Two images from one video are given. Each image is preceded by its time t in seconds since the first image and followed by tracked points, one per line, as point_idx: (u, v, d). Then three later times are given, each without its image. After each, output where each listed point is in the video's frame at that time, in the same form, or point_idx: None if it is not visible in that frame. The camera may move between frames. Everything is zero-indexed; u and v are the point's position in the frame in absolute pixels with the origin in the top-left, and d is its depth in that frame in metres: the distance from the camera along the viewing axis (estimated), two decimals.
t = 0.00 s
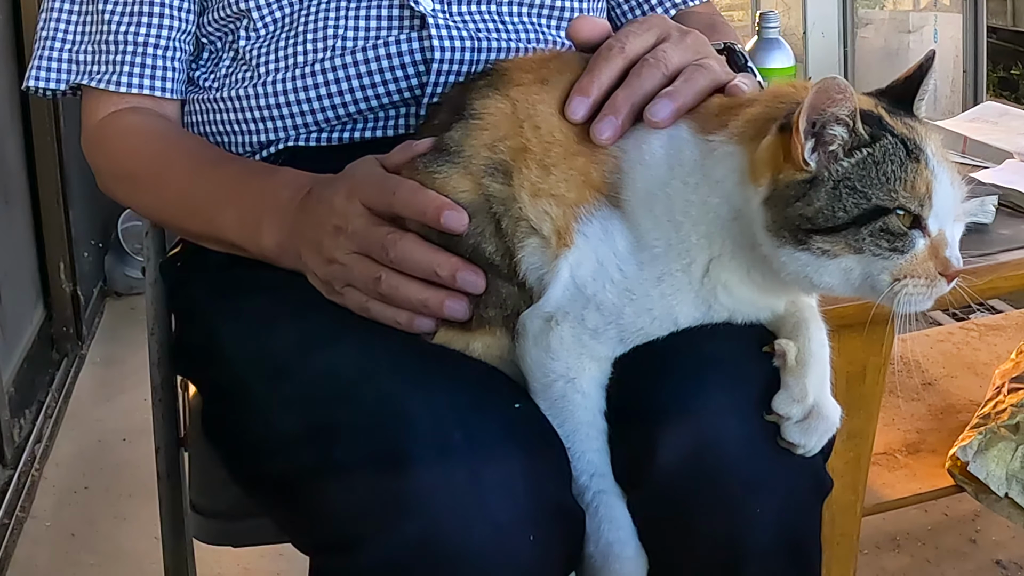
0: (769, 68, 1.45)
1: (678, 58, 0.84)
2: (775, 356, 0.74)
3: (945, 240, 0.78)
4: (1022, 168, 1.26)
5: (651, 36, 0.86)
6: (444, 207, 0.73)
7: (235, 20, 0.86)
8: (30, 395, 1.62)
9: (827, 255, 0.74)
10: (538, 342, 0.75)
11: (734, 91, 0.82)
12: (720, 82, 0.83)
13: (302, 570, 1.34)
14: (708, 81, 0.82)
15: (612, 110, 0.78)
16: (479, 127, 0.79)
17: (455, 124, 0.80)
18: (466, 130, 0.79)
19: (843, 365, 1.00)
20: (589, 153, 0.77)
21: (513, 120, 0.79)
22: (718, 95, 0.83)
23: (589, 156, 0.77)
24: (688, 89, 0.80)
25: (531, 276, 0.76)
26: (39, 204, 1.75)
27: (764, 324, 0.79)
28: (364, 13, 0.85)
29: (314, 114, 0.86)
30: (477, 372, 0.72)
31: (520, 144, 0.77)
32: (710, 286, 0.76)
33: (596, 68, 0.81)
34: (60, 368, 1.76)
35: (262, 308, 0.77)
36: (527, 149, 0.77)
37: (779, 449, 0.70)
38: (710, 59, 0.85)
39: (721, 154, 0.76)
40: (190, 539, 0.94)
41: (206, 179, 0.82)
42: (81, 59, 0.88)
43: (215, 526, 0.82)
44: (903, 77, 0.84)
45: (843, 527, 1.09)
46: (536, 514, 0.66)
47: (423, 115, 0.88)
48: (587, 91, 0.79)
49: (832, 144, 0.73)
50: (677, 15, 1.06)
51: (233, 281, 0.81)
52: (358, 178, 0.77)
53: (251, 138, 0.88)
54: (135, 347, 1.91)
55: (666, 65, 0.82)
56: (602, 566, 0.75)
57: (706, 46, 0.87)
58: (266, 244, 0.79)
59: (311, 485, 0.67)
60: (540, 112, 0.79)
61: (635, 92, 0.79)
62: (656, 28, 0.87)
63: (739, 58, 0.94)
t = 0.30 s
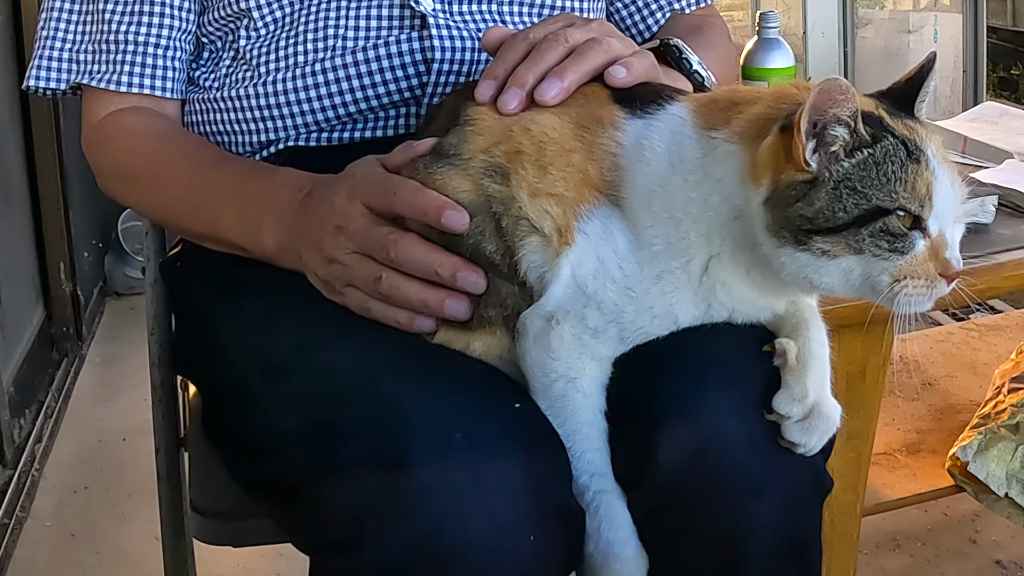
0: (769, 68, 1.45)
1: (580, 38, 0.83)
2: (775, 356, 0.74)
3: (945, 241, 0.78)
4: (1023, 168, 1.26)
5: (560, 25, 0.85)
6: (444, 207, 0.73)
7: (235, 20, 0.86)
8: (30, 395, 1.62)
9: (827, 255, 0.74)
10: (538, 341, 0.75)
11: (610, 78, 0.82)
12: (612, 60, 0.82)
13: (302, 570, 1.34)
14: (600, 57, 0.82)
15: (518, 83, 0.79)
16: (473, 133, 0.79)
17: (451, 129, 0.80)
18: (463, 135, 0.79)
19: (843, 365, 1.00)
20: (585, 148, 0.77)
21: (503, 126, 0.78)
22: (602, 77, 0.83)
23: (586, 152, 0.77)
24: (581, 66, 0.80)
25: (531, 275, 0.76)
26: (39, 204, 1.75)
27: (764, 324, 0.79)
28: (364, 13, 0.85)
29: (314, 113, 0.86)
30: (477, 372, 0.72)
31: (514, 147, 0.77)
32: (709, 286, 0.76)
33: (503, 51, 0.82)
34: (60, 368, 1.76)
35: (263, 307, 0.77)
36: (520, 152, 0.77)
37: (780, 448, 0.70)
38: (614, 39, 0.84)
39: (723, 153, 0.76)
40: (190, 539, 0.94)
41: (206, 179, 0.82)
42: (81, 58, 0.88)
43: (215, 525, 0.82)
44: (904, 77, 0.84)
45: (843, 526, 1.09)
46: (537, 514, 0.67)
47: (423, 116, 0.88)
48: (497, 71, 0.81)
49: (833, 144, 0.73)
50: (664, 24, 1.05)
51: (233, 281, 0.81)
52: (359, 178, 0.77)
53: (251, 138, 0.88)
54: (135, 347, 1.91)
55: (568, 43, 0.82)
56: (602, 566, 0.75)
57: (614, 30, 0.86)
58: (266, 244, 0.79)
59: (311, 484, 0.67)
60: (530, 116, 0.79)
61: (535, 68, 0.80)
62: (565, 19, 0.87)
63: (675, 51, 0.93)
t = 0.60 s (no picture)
0: (770, 68, 1.44)
1: None
2: (776, 355, 0.75)
3: (947, 244, 0.78)
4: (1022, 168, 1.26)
5: None
6: (445, 207, 0.73)
7: (234, 18, 0.86)
8: (30, 395, 1.62)
9: (830, 257, 0.74)
10: (539, 340, 0.75)
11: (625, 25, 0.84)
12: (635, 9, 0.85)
13: (302, 570, 1.34)
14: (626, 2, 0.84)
15: (547, 10, 0.82)
16: (481, 128, 0.79)
17: (456, 124, 0.80)
18: (468, 131, 0.79)
19: (843, 365, 1.00)
20: (593, 151, 0.77)
21: (516, 121, 0.78)
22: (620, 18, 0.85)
23: (593, 155, 0.77)
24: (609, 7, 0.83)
25: (532, 274, 0.76)
26: (39, 204, 1.75)
27: (766, 324, 0.79)
28: (364, 13, 0.85)
29: (314, 113, 0.86)
30: (477, 372, 0.72)
31: (524, 144, 0.77)
32: (712, 287, 0.76)
33: None
34: (60, 368, 1.76)
35: (263, 307, 0.77)
36: (530, 149, 0.77)
37: (781, 447, 0.70)
38: None
39: (727, 154, 0.76)
40: (190, 539, 0.94)
41: (205, 179, 0.82)
42: (79, 57, 0.88)
43: (215, 525, 0.82)
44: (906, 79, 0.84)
45: (843, 526, 1.09)
46: (537, 514, 0.67)
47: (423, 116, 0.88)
48: None
49: (837, 146, 0.73)
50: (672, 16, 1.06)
51: (233, 281, 0.81)
52: (359, 178, 0.77)
53: (251, 138, 0.88)
54: (135, 347, 1.91)
55: None
56: (602, 566, 0.75)
57: None
58: (267, 244, 0.79)
59: (312, 484, 0.67)
60: (544, 112, 0.79)
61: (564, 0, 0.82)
62: None
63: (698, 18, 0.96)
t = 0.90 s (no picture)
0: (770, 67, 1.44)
1: (721, 65, 0.82)
2: (776, 355, 0.75)
3: (945, 246, 0.78)
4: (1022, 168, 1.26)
5: (690, 38, 0.85)
6: (445, 208, 0.73)
7: (234, 16, 0.86)
8: (31, 395, 1.62)
9: (827, 259, 0.74)
10: (538, 340, 0.75)
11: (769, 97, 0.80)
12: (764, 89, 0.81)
13: (302, 570, 1.35)
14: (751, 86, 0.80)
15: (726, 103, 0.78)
16: (482, 126, 0.79)
17: (455, 123, 0.80)
18: (469, 129, 0.79)
19: (843, 365, 1.00)
20: (593, 151, 0.77)
21: (517, 120, 0.79)
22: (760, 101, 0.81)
23: (593, 155, 0.77)
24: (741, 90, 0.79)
25: (531, 275, 0.76)
26: (39, 203, 1.75)
27: (765, 325, 0.79)
28: (363, 13, 0.85)
29: (314, 114, 0.86)
30: (477, 372, 0.72)
31: (525, 143, 0.77)
32: (711, 288, 0.76)
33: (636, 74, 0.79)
34: (60, 368, 1.76)
35: (262, 307, 0.77)
36: (531, 148, 0.77)
37: (781, 449, 0.70)
38: (750, 65, 0.84)
39: (724, 156, 0.76)
40: (191, 539, 0.94)
41: (204, 179, 0.82)
42: (79, 56, 0.88)
43: (215, 525, 0.82)
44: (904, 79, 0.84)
45: (843, 526, 1.09)
46: (537, 515, 0.66)
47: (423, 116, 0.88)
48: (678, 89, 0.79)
49: (833, 148, 0.73)
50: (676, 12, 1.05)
51: (233, 281, 0.81)
52: (359, 178, 0.77)
53: (251, 138, 0.88)
54: (135, 347, 1.91)
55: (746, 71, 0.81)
56: (602, 566, 0.75)
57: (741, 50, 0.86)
58: (267, 244, 0.79)
59: (312, 485, 0.67)
60: (544, 110, 0.79)
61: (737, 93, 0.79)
62: (690, 29, 0.86)
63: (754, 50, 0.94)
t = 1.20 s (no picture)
0: (770, 68, 1.44)
1: (617, 43, 0.83)
2: (776, 353, 0.75)
3: (943, 238, 0.78)
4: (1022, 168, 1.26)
5: (596, 25, 0.85)
6: (444, 207, 0.73)
7: (235, 17, 0.86)
8: (31, 395, 1.62)
9: (826, 252, 0.74)
10: (537, 339, 0.75)
11: (646, 91, 0.80)
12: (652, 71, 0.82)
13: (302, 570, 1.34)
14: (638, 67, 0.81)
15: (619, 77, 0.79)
16: (475, 128, 0.79)
17: (451, 125, 0.80)
18: (463, 130, 0.79)
19: (843, 365, 1.00)
20: (583, 143, 0.77)
21: (505, 119, 0.79)
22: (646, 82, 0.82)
23: (585, 147, 0.77)
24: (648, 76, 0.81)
25: (531, 274, 0.76)
26: (39, 204, 1.75)
27: (765, 321, 0.79)
28: (363, 12, 0.85)
29: (314, 113, 0.86)
30: (477, 372, 0.72)
31: (516, 143, 0.77)
32: (709, 282, 0.76)
33: (538, 50, 0.81)
34: (60, 368, 1.76)
35: (263, 307, 0.77)
36: (522, 147, 0.77)
37: (785, 450, 0.70)
38: (651, 45, 0.84)
39: (722, 151, 0.76)
40: (191, 539, 0.94)
41: (205, 179, 0.82)
42: (80, 56, 0.88)
43: (215, 525, 0.82)
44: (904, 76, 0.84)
45: (843, 526, 1.09)
46: (537, 514, 0.66)
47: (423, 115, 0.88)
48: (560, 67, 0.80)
49: (831, 141, 0.73)
50: (669, 21, 1.06)
51: (233, 281, 0.81)
52: (358, 178, 0.77)
53: (251, 138, 0.88)
54: (135, 347, 1.91)
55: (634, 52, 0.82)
56: (604, 565, 0.75)
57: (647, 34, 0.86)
58: (267, 244, 0.79)
59: (312, 484, 0.67)
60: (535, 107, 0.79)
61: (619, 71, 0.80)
62: (601, 18, 0.86)
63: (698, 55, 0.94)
